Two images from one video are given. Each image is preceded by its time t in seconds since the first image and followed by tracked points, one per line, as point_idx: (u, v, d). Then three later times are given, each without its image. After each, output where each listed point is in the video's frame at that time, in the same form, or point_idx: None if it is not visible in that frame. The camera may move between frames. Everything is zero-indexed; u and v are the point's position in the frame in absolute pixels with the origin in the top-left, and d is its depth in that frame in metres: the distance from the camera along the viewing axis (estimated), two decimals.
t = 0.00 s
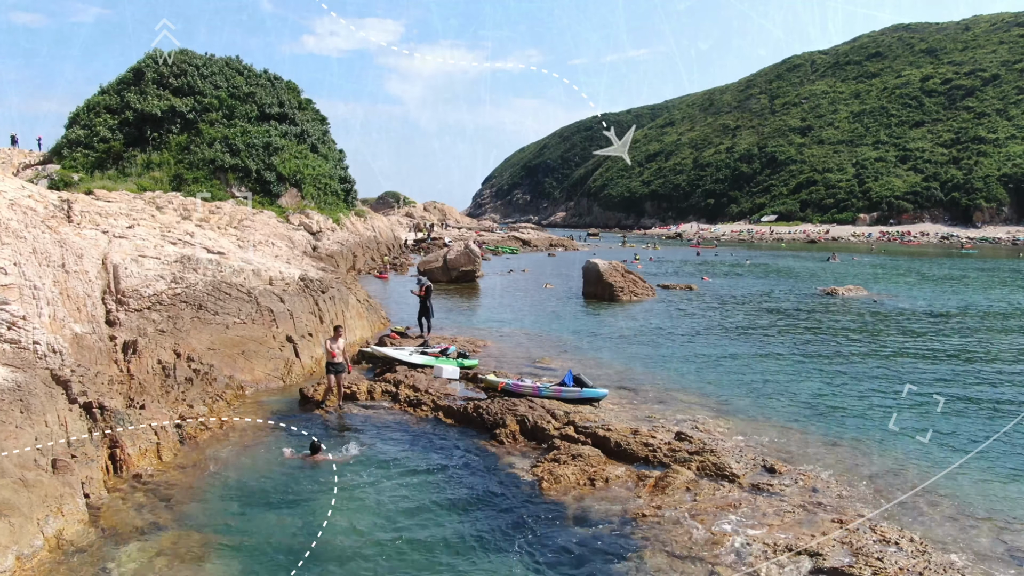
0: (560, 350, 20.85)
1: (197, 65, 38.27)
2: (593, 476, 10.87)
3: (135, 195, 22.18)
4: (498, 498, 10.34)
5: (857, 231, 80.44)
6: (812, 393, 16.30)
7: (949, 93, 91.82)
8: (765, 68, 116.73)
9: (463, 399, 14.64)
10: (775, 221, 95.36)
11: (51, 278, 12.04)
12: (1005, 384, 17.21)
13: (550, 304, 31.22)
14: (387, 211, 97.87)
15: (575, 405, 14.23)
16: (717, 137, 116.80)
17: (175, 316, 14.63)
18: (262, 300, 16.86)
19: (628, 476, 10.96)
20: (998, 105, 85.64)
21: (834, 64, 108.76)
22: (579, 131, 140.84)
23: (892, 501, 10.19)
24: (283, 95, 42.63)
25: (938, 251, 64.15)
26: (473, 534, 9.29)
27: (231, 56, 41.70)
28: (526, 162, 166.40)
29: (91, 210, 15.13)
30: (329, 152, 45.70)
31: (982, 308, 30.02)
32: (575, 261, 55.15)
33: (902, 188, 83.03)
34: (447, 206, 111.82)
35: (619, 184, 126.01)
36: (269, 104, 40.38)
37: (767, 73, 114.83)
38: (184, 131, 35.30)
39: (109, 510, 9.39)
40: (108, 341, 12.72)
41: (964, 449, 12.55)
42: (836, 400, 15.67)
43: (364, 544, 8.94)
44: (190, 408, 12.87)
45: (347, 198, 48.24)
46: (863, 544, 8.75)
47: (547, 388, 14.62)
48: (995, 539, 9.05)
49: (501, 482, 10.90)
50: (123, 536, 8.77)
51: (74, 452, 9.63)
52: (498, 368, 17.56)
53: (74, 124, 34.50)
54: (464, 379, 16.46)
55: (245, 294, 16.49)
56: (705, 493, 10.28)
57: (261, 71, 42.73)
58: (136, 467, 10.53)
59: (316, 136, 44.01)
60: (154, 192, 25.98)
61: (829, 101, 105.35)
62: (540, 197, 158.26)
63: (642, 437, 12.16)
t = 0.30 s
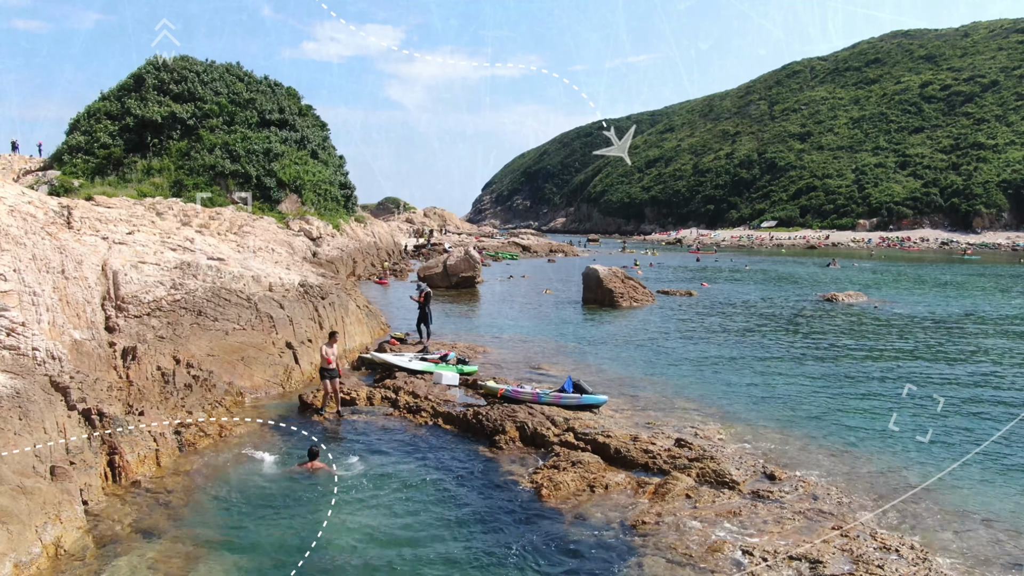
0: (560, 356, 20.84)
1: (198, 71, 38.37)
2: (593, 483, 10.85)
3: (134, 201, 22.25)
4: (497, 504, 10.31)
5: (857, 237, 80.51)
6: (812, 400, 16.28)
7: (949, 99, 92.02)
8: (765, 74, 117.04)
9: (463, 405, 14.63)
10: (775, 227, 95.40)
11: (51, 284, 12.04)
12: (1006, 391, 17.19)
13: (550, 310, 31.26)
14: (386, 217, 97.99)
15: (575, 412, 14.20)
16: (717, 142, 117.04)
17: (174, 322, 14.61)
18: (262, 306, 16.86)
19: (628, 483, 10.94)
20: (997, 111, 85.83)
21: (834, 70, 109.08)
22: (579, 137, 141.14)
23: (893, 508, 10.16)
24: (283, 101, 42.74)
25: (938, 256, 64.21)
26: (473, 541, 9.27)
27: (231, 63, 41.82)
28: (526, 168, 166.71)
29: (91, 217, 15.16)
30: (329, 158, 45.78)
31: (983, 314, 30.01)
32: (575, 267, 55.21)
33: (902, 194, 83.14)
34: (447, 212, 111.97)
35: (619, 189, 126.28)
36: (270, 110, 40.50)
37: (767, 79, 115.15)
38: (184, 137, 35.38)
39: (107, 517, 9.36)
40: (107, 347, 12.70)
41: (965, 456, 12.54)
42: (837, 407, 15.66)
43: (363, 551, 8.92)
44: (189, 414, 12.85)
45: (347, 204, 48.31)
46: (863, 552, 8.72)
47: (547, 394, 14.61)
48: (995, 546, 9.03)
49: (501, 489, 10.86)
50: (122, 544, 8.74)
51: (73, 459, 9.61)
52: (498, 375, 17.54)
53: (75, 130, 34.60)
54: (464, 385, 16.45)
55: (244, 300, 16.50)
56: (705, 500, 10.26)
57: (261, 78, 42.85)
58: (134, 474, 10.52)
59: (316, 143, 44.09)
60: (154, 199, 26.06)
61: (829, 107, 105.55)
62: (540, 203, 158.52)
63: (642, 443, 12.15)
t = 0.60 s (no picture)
0: (560, 357, 20.83)
1: (198, 72, 38.37)
2: (593, 485, 10.83)
3: (134, 202, 22.25)
4: (498, 506, 10.29)
5: (857, 238, 80.51)
6: (813, 401, 16.26)
7: (949, 99, 91.99)
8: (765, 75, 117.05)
9: (463, 406, 14.62)
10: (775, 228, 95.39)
11: (50, 286, 12.02)
12: (1007, 392, 17.18)
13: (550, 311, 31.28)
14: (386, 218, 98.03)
15: (575, 413, 14.20)
16: (717, 143, 117.05)
17: (174, 323, 14.59)
18: (262, 307, 16.86)
19: (629, 485, 10.92)
20: (997, 112, 85.81)
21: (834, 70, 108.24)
22: (579, 138, 141.12)
23: (894, 510, 10.13)
24: (283, 102, 42.72)
25: (938, 257, 64.19)
26: (473, 541, 9.28)
27: (231, 64, 41.80)
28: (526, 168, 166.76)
29: (91, 218, 15.15)
30: (329, 159, 45.77)
31: (983, 316, 29.99)
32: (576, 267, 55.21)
33: (902, 195, 83.13)
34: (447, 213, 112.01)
35: (619, 190, 126.40)
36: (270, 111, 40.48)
37: (767, 80, 115.11)
38: (184, 138, 35.39)
39: (108, 519, 9.36)
40: (107, 349, 12.68)
41: (966, 458, 12.52)
42: (837, 408, 15.65)
43: (363, 552, 8.90)
44: (189, 416, 12.84)
45: (347, 205, 48.31)
46: (864, 554, 8.70)
47: (547, 395, 14.62)
48: (997, 548, 9.01)
49: (501, 490, 10.86)
50: (122, 546, 8.74)
51: (73, 461, 9.60)
52: (498, 376, 17.54)
53: (75, 131, 34.61)
54: (464, 387, 16.45)
55: (244, 302, 16.49)
56: (706, 502, 10.24)
57: (261, 79, 42.85)
58: (134, 476, 10.52)
59: (316, 143, 44.09)
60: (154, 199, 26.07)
61: (829, 108, 105.55)
62: (540, 204, 158.58)
63: (642, 445, 12.13)
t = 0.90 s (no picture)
0: (560, 358, 20.82)
1: (198, 72, 38.35)
2: (594, 486, 10.81)
3: (135, 202, 22.26)
4: (497, 507, 10.28)
5: (857, 238, 80.53)
6: (813, 401, 16.26)
7: (949, 99, 91.92)
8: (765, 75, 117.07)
9: (464, 407, 14.59)
10: (775, 228, 95.42)
11: (50, 286, 12.01)
12: (1006, 392, 17.18)
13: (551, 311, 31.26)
14: (386, 217, 98.03)
15: (575, 414, 14.18)
16: (717, 143, 117.02)
17: (174, 324, 14.57)
18: (262, 308, 16.85)
19: (628, 486, 10.91)
20: (997, 112, 85.79)
21: (835, 70, 108.22)
22: (579, 138, 141.03)
23: (894, 511, 10.12)
24: (283, 102, 42.72)
25: (939, 257, 64.17)
26: (474, 543, 9.27)
27: (231, 64, 41.78)
28: (526, 168, 166.71)
29: (91, 218, 15.14)
30: (329, 158, 45.75)
31: (983, 316, 30.01)
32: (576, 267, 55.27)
33: (902, 195, 83.14)
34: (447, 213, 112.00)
35: (619, 190, 126.48)
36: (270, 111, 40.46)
37: (767, 79, 115.07)
38: (184, 138, 35.38)
39: (108, 520, 9.36)
40: (107, 349, 12.65)
41: (965, 458, 12.53)
42: (837, 409, 15.67)
43: (362, 554, 8.89)
44: (189, 417, 12.83)
45: (347, 205, 48.29)
46: (864, 555, 8.70)
47: (547, 396, 14.63)
48: (998, 549, 9.01)
49: (501, 491, 10.86)
50: (122, 547, 8.74)
51: (73, 462, 9.59)
52: (498, 377, 17.54)
53: (75, 131, 34.62)
54: (464, 387, 16.45)
55: (244, 302, 16.48)
56: (706, 503, 10.22)
57: (261, 79, 42.84)
58: (134, 476, 10.50)
59: (316, 143, 44.06)
60: (154, 199, 26.09)
61: (829, 107, 105.57)
62: (540, 204, 158.69)
63: (642, 446, 12.11)
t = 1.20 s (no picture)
0: (561, 358, 20.81)
1: (198, 72, 38.33)
2: (595, 486, 10.81)
3: (135, 202, 22.25)
4: (498, 507, 10.28)
5: (857, 238, 80.51)
6: (814, 401, 16.26)
7: (949, 99, 91.88)
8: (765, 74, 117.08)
9: (464, 407, 14.58)
10: (775, 228, 95.41)
11: (51, 286, 12.00)
12: (1008, 392, 17.17)
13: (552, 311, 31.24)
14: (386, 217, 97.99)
15: (576, 414, 14.18)
16: (717, 142, 116.99)
17: (175, 324, 14.57)
18: (262, 308, 16.85)
19: (629, 485, 10.91)
20: (997, 112, 85.79)
21: (834, 70, 108.52)
22: (579, 138, 141.11)
23: (896, 511, 10.12)
24: (284, 102, 42.71)
25: (939, 257, 64.09)
26: (475, 543, 9.25)
27: (231, 64, 41.77)
28: (526, 168, 166.67)
29: (91, 218, 15.14)
30: (329, 158, 45.72)
31: (984, 316, 30.00)
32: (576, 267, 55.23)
33: (902, 194, 83.11)
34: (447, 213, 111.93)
35: (619, 190, 126.48)
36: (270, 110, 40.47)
37: (767, 79, 115.09)
38: (184, 138, 35.36)
39: (109, 520, 9.34)
40: (108, 349, 12.64)
41: (966, 458, 12.54)
42: (838, 408, 15.66)
43: (363, 553, 8.88)
44: (190, 416, 12.82)
45: (347, 205, 48.28)
46: (866, 555, 8.70)
47: (548, 396, 14.63)
48: (1000, 548, 9.02)
49: (502, 490, 10.87)
50: (123, 547, 8.72)
51: (75, 462, 9.58)
52: (498, 377, 17.54)
53: (75, 131, 34.61)
54: (465, 387, 16.45)
55: (245, 302, 16.48)
56: (708, 503, 10.22)
57: (261, 78, 42.83)
58: (135, 476, 10.48)
59: (316, 143, 44.03)
60: (154, 199, 26.09)
61: (829, 107, 105.56)
62: (540, 204, 158.72)
63: (643, 446, 12.10)
